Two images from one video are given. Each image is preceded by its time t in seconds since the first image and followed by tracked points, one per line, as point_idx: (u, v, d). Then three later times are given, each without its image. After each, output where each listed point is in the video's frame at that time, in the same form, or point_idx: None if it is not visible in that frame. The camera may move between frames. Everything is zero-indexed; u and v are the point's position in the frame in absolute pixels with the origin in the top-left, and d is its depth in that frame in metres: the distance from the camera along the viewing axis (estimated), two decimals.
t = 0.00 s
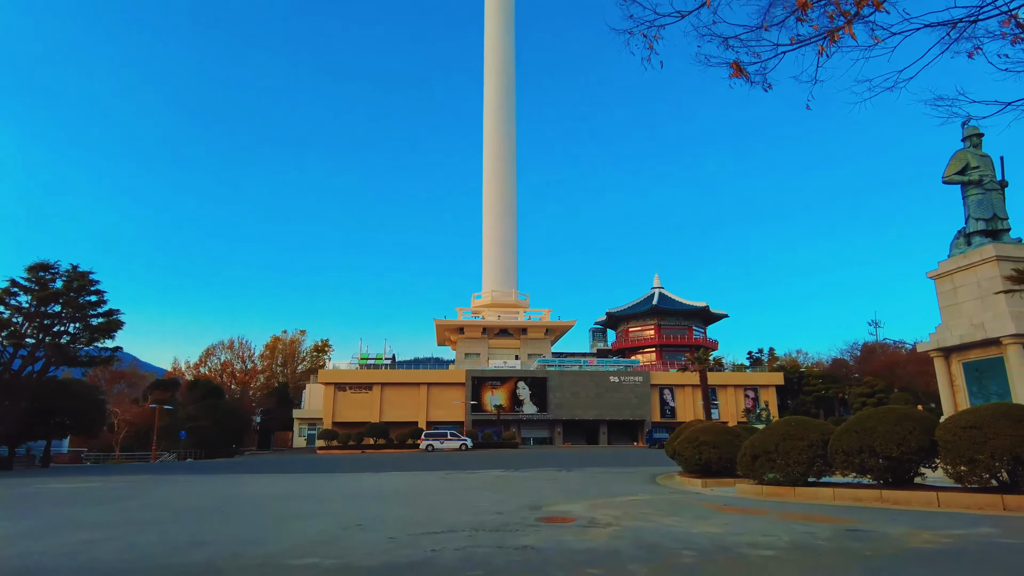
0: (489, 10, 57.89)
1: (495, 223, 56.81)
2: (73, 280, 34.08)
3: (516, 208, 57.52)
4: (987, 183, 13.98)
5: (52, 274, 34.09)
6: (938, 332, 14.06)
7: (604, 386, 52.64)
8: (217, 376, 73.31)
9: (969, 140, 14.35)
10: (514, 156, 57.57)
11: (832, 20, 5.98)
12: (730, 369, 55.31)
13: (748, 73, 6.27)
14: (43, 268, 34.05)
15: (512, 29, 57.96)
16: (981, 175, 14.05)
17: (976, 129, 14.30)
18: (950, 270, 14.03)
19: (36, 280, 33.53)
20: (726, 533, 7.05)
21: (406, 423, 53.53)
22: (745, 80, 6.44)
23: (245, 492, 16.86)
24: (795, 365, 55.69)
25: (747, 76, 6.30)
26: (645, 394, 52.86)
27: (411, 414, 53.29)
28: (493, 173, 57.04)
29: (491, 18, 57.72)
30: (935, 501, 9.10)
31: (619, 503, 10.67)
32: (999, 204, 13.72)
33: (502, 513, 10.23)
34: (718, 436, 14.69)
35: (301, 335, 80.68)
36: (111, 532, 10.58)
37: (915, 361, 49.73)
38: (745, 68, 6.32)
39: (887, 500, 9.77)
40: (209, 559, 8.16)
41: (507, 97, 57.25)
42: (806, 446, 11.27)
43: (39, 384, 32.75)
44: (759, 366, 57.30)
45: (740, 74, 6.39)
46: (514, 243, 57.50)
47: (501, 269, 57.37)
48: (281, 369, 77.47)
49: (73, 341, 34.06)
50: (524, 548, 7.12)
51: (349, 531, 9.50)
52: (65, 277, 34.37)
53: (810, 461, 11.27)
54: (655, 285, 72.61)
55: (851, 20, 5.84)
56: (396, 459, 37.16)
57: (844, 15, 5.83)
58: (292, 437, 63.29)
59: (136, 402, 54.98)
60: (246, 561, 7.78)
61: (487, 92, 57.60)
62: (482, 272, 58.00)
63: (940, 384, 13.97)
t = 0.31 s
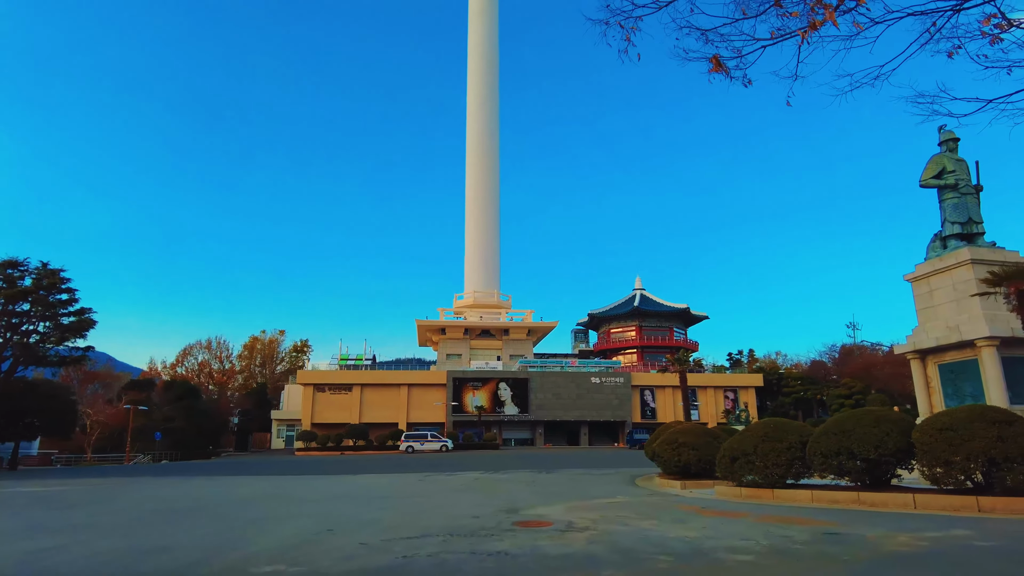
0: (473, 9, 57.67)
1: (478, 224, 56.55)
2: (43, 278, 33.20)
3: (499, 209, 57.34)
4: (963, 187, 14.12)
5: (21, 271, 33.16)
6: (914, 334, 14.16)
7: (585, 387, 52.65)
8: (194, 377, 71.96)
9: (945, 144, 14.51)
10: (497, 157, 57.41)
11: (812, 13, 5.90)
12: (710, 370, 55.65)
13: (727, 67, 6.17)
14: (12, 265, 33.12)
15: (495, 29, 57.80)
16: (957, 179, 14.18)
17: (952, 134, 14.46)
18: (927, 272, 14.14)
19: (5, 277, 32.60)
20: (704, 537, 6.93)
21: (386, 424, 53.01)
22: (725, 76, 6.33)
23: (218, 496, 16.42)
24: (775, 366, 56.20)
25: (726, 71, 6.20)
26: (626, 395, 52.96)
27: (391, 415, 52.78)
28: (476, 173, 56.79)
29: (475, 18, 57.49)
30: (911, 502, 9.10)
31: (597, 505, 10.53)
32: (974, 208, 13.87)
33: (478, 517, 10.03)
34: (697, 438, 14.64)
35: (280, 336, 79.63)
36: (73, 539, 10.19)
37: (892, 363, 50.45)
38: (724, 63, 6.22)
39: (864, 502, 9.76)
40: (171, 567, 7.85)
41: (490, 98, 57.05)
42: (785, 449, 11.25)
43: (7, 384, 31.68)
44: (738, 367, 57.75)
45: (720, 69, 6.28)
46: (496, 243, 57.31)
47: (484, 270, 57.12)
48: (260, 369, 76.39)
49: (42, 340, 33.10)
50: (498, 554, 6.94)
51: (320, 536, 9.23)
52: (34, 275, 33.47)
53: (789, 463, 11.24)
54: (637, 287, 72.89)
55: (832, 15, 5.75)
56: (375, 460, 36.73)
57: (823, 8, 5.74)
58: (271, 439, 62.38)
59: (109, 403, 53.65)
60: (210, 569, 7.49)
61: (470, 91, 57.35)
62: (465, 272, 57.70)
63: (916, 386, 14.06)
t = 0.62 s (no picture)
0: (460, 9, 57.46)
1: (464, 224, 56.33)
2: (19, 276, 32.53)
3: (485, 209, 57.18)
4: (944, 190, 14.23)
5: None
6: (896, 335, 14.25)
7: (570, 388, 52.65)
8: (176, 377, 70.82)
9: (926, 147, 14.65)
10: (484, 157, 57.26)
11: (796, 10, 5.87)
12: (695, 371, 55.95)
13: (710, 63, 6.13)
14: None
15: (482, 29, 57.67)
16: (938, 182, 14.29)
17: (934, 137, 14.61)
18: (909, 274, 14.25)
19: None
20: (686, 539, 6.87)
21: (370, 424, 52.61)
22: (708, 71, 6.29)
23: (196, 497, 16.10)
24: (758, 367, 56.61)
25: (710, 67, 6.16)
26: (611, 395, 53.04)
27: (375, 416, 52.39)
28: (462, 173, 56.58)
29: (462, 17, 57.31)
30: (892, 503, 9.12)
31: (581, 507, 10.46)
32: (954, 210, 14.00)
33: (459, 519, 9.90)
34: (681, 438, 14.62)
35: (263, 335, 78.77)
36: (42, 543, 9.89)
37: (873, 364, 51.04)
38: (708, 58, 6.17)
39: (846, 503, 9.76)
40: (141, 571, 7.63)
41: (478, 98, 56.90)
42: (768, 449, 11.26)
43: None
44: (722, 368, 58.13)
45: (704, 66, 6.24)
46: (483, 243, 57.15)
47: (470, 270, 56.91)
48: (243, 369, 75.53)
49: (17, 339, 32.38)
50: (478, 557, 6.84)
51: (297, 538, 9.05)
52: (10, 272, 32.77)
53: (772, 464, 11.24)
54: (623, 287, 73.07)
55: (816, 11, 5.73)
56: (358, 461, 36.40)
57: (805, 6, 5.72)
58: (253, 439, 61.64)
59: (87, 403, 52.57)
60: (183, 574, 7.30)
61: (457, 90, 57.13)
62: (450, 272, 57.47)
63: (898, 387, 14.16)
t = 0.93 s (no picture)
0: (448, 9, 57.28)
1: (450, 224, 56.08)
2: None
3: (472, 210, 57.00)
4: (926, 194, 14.36)
5: None
6: (878, 338, 14.35)
7: (555, 389, 52.61)
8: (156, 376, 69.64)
9: (910, 151, 14.78)
10: (471, 158, 57.10)
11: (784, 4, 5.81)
12: (679, 373, 56.20)
13: (696, 58, 6.09)
14: None
15: (470, 29, 57.55)
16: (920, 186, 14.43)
17: (916, 141, 14.75)
18: (891, 277, 14.36)
19: None
20: (667, 540, 6.80)
21: (353, 425, 52.15)
22: (694, 65, 6.24)
23: (172, 498, 15.76)
24: (742, 369, 57.01)
25: (695, 61, 6.12)
26: (596, 396, 53.10)
27: (359, 417, 51.96)
28: (449, 173, 56.33)
29: (449, 17, 57.14)
30: (874, 504, 9.12)
31: (563, 508, 10.36)
32: (936, 214, 14.14)
33: (440, 521, 9.75)
34: (664, 439, 14.60)
35: (246, 335, 77.84)
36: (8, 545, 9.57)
37: (855, 367, 51.61)
38: (694, 53, 6.13)
39: (828, 505, 9.76)
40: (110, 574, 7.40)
41: (465, 98, 56.72)
42: (751, 450, 11.26)
43: None
44: (706, 370, 58.47)
45: (688, 59, 6.22)
46: (469, 244, 56.94)
47: (456, 271, 56.68)
48: (225, 369, 74.58)
49: None
50: (457, 559, 6.71)
51: (274, 540, 8.85)
52: None
53: (755, 466, 11.23)
54: (608, 289, 73.25)
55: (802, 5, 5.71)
56: (341, 462, 36.00)
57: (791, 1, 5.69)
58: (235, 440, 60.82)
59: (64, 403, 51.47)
60: None
61: (444, 90, 56.92)
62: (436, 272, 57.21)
63: (879, 389, 14.26)
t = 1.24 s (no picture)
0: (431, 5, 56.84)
1: (430, 222, 55.69)
2: None
3: (453, 208, 56.69)
4: (902, 198, 14.54)
5: None
6: (854, 340, 14.48)
7: (534, 389, 52.53)
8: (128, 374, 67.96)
9: (887, 155, 14.94)
10: (452, 156, 56.78)
11: None
12: (657, 373, 56.53)
13: (680, 49, 5.95)
14: None
15: (453, 26, 57.19)
16: (897, 190, 14.60)
17: (893, 145, 14.92)
18: (867, 279, 14.50)
19: None
20: (644, 542, 6.70)
21: (330, 424, 51.51)
22: (678, 55, 6.08)
23: (138, 498, 15.27)
24: (719, 370, 57.54)
25: (680, 52, 5.98)
26: (574, 396, 53.13)
27: (335, 415, 51.32)
28: (429, 171, 55.94)
29: (432, 14, 56.71)
30: (850, 505, 9.14)
31: (540, 509, 10.22)
32: (911, 218, 14.32)
33: (413, 522, 9.54)
34: (642, 439, 14.55)
35: (222, 331, 76.43)
36: None
37: (829, 369, 52.39)
38: (678, 43, 5.99)
39: (805, 506, 9.77)
40: None
41: (446, 96, 56.38)
42: (729, 451, 11.25)
43: None
44: (684, 370, 58.92)
45: (673, 50, 6.06)
46: (449, 243, 56.61)
47: (436, 269, 56.29)
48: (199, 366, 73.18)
49: None
50: (430, 561, 6.53)
51: (240, 543, 8.55)
52: None
53: (732, 466, 11.21)
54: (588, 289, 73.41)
55: None
56: (317, 461, 35.46)
57: None
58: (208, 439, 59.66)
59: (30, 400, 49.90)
60: None
61: (426, 87, 56.48)
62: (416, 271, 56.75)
63: (855, 390, 14.39)
